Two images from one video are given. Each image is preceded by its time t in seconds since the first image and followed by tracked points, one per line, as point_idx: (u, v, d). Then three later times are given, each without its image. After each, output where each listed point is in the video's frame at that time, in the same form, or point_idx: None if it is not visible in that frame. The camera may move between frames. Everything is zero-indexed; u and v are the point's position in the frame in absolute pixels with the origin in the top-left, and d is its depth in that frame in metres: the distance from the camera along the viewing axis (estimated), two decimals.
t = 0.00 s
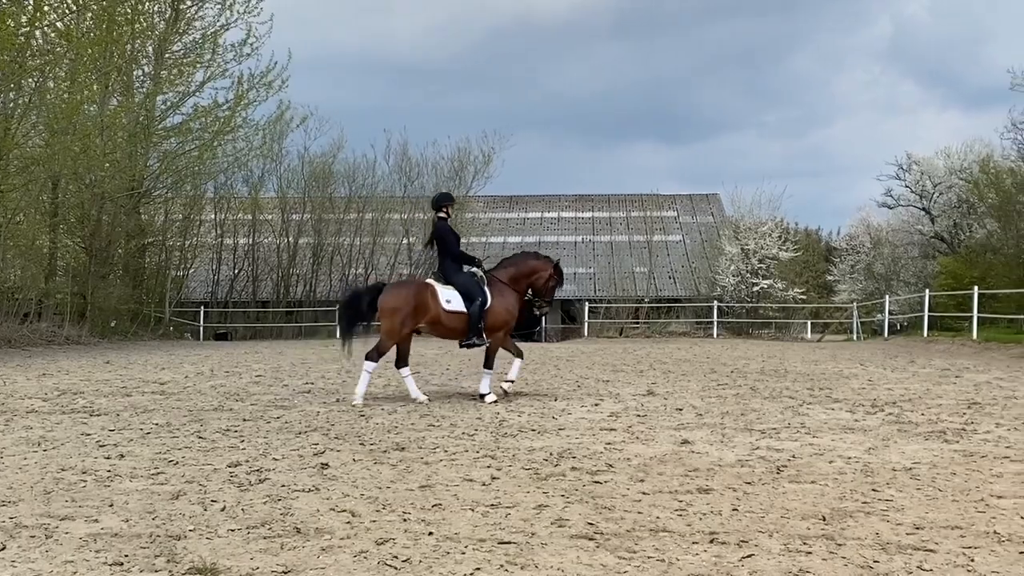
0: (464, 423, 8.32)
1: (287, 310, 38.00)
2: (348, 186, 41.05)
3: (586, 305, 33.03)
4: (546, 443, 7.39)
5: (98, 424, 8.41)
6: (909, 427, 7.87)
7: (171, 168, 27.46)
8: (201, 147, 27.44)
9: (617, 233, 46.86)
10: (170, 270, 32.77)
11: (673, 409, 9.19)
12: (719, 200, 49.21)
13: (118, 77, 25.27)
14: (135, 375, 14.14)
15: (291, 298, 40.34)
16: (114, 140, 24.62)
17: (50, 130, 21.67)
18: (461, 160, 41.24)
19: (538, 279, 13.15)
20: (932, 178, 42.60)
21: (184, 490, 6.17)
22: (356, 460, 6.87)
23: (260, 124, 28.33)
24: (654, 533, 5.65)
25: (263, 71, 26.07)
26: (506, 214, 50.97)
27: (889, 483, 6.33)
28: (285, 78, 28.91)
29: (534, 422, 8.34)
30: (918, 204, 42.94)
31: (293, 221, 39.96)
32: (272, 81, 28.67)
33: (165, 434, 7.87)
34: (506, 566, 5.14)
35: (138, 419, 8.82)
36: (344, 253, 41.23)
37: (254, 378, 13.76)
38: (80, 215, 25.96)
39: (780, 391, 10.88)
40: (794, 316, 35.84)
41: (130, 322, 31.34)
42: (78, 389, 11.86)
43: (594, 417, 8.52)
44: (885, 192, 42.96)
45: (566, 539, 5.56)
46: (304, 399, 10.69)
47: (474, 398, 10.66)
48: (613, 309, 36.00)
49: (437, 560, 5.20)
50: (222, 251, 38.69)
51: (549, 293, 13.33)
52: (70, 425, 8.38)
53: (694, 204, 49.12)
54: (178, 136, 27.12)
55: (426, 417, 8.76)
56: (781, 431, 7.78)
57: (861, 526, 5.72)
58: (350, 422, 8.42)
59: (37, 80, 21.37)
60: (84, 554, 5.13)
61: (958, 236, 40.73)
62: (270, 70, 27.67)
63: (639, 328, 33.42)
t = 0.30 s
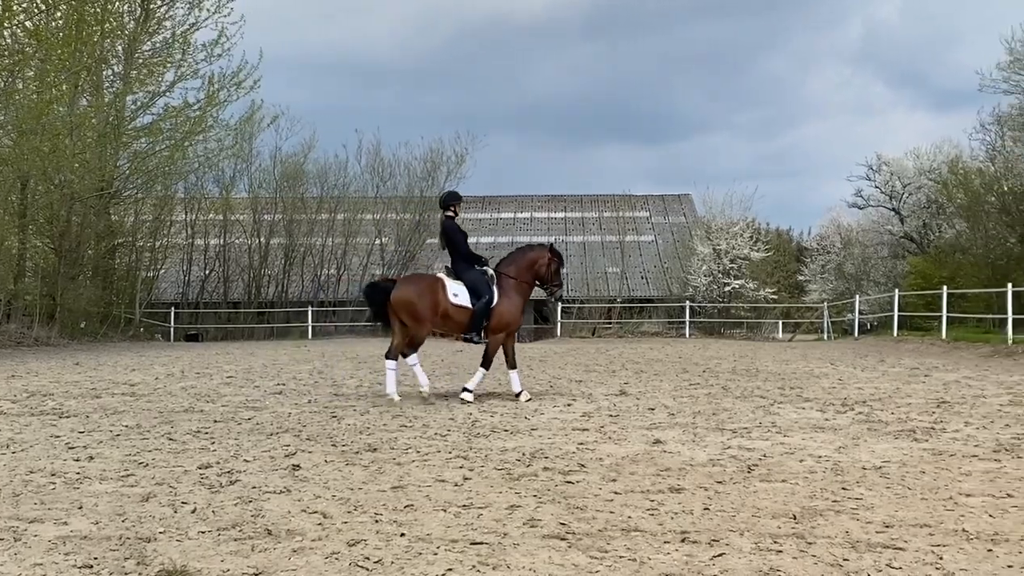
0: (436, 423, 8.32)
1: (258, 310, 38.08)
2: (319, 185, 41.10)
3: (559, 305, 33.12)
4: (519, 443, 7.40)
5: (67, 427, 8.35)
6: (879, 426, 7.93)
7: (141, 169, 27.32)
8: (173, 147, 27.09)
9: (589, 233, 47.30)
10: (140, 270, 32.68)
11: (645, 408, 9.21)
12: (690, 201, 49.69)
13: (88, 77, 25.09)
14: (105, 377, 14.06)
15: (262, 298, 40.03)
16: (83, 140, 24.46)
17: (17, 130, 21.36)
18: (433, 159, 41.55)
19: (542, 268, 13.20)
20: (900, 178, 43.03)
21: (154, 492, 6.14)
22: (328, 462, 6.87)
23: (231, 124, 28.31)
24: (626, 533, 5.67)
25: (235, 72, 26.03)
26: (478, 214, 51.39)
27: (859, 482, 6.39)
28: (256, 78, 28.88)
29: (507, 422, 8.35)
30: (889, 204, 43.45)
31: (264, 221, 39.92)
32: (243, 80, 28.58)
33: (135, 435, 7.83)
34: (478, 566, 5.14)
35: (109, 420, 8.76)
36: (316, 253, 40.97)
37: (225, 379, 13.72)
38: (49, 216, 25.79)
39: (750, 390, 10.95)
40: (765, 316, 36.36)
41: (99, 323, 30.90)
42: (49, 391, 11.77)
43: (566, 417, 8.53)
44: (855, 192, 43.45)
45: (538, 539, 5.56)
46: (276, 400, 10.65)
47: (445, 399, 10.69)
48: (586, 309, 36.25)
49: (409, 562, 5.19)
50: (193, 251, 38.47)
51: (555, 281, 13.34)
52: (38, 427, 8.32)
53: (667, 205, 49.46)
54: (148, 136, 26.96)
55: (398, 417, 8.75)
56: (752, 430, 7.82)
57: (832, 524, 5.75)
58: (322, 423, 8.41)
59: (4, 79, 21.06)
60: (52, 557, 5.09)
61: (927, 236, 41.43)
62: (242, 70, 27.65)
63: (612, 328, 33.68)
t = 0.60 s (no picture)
0: (407, 423, 8.33)
1: (228, 310, 38.00)
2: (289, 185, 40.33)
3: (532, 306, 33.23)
4: (490, 443, 7.42)
5: (34, 428, 8.28)
6: (848, 425, 8.01)
7: (110, 168, 27.10)
8: (142, 147, 27.18)
9: (562, 233, 47.61)
10: (108, 270, 32.80)
11: (616, 408, 9.25)
12: (662, 201, 50.10)
13: (56, 75, 24.93)
14: (75, 377, 13.97)
15: (233, 299, 39.69)
16: (50, 139, 24.29)
17: None
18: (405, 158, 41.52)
19: (551, 276, 13.29)
20: (869, 178, 43.35)
21: (123, 493, 6.11)
22: (299, 462, 6.85)
23: (200, 124, 28.19)
24: (597, 532, 5.68)
25: (203, 70, 25.87)
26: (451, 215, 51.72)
27: (828, 480, 6.44)
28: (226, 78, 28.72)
29: (478, 422, 8.36)
30: (858, 204, 43.51)
31: (235, 220, 39.75)
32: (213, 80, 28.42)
33: (104, 436, 7.79)
34: (449, 566, 5.13)
35: (76, 421, 8.70)
36: (286, 254, 40.31)
37: (195, 380, 13.67)
38: (15, 215, 25.58)
39: (721, 389, 11.03)
40: (735, 314, 36.63)
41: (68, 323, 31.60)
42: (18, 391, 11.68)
43: (538, 417, 8.56)
44: (826, 192, 43.91)
45: (509, 538, 5.56)
46: (247, 401, 10.61)
47: (416, 399, 10.73)
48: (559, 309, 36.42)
49: (380, 562, 5.17)
50: (162, 251, 38.69)
51: (562, 290, 13.54)
52: (5, 429, 8.25)
53: (638, 204, 49.77)
54: (117, 135, 26.77)
55: (370, 417, 8.75)
56: (722, 429, 7.87)
57: (801, 522, 5.79)
58: (292, 424, 8.39)
59: None
60: (20, 559, 5.05)
61: (895, 236, 42.06)
62: (211, 69, 27.47)
63: (582, 328, 33.86)
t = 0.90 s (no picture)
0: (378, 423, 8.34)
1: (196, 310, 37.89)
2: (258, 185, 40.42)
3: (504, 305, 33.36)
4: (461, 442, 7.44)
5: None
6: (817, 422, 8.09)
7: (78, 166, 26.51)
8: (109, 145, 26.18)
9: (532, 232, 47.88)
10: (76, 270, 32.40)
11: (586, 406, 9.31)
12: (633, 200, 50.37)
13: (21, 72, 24.63)
14: (42, 378, 13.85)
15: (201, 298, 39.83)
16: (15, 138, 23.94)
17: None
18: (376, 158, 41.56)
19: (559, 277, 13.52)
20: (837, 177, 44.14)
21: (91, 494, 6.07)
22: (268, 462, 6.83)
23: (168, 123, 28.04)
24: (567, 530, 5.69)
25: (172, 69, 25.68)
26: (423, 215, 51.82)
27: (796, 477, 6.50)
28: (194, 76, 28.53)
29: (450, 421, 8.39)
30: (826, 204, 44.56)
31: (204, 219, 39.61)
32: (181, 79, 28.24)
33: (71, 437, 7.74)
34: (420, 565, 5.12)
35: (42, 421, 8.63)
36: (256, 252, 40.47)
37: (164, 379, 13.59)
38: None
39: (691, 388, 11.13)
40: (705, 313, 36.90)
41: (34, 323, 31.10)
42: None
43: (509, 416, 8.59)
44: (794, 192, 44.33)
45: (481, 537, 5.56)
46: (218, 401, 10.57)
47: (387, 398, 10.75)
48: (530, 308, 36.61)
49: (350, 561, 5.15)
50: (130, 250, 38.45)
51: (569, 290, 13.77)
52: None
53: (609, 204, 50.02)
54: (84, 134, 25.97)
55: (340, 417, 8.74)
56: (692, 427, 7.93)
57: (769, 519, 5.84)
58: (262, 423, 8.38)
59: None
60: None
61: (863, 234, 42.61)
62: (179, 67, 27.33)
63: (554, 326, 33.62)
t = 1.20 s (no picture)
0: (347, 422, 8.34)
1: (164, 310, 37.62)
2: (226, 183, 40.29)
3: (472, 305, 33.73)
4: (431, 441, 7.45)
5: None
6: (785, 420, 8.15)
7: (44, 166, 26.24)
8: (75, 144, 26.11)
9: (503, 231, 48.25)
10: (43, 269, 32.10)
11: (556, 405, 9.33)
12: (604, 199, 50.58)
13: None
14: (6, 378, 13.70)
15: (169, 298, 39.52)
16: None
17: None
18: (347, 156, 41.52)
19: (563, 272, 13.56)
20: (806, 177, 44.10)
21: (56, 494, 6.03)
22: (237, 462, 6.81)
23: (135, 121, 27.88)
24: (537, 528, 5.69)
25: (140, 67, 25.48)
26: (392, 214, 51.88)
27: (765, 475, 6.54)
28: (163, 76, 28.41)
29: (419, 420, 8.39)
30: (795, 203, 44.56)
31: (172, 218, 39.36)
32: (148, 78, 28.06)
33: (36, 437, 7.68)
34: (388, 564, 5.11)
35: (5, 421, 8.56)
36: (225, 251, 40.32)
37: (129, 379, 13.51)
38: None
39: (662, 386, 11.20)
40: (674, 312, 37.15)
41: None
42: None
43: (479, 415, 8.61)
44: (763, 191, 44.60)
45: (450, 535, 5.56)
46: (185, 401, 10.51)
47: (355, 397, 10.75)
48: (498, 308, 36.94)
49: (319, 561, 5.13)
50: (97, 249, 38.15)
51: (573, 285, 13.80)
52: None
53: (579, 203, 50.08)
54: (51, 133, 25.80)
55: (309, 417, 8.72)
56: (662, 425, 7.97)
57: (738, 516, 5.86)
58: (230, 423, 8.36)
59: None
60: None
61: (831, 233, 42.69)
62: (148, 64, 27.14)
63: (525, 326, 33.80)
